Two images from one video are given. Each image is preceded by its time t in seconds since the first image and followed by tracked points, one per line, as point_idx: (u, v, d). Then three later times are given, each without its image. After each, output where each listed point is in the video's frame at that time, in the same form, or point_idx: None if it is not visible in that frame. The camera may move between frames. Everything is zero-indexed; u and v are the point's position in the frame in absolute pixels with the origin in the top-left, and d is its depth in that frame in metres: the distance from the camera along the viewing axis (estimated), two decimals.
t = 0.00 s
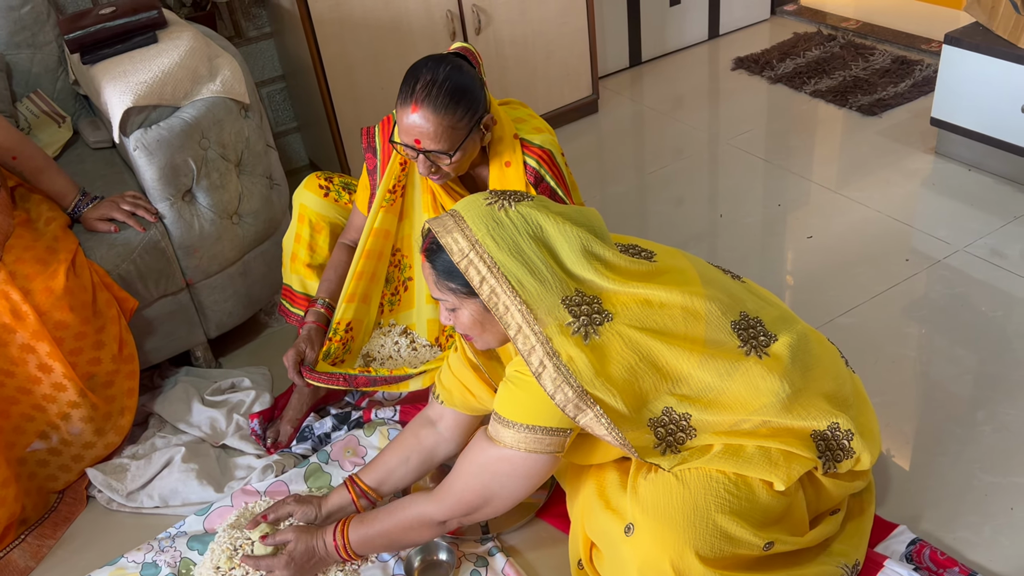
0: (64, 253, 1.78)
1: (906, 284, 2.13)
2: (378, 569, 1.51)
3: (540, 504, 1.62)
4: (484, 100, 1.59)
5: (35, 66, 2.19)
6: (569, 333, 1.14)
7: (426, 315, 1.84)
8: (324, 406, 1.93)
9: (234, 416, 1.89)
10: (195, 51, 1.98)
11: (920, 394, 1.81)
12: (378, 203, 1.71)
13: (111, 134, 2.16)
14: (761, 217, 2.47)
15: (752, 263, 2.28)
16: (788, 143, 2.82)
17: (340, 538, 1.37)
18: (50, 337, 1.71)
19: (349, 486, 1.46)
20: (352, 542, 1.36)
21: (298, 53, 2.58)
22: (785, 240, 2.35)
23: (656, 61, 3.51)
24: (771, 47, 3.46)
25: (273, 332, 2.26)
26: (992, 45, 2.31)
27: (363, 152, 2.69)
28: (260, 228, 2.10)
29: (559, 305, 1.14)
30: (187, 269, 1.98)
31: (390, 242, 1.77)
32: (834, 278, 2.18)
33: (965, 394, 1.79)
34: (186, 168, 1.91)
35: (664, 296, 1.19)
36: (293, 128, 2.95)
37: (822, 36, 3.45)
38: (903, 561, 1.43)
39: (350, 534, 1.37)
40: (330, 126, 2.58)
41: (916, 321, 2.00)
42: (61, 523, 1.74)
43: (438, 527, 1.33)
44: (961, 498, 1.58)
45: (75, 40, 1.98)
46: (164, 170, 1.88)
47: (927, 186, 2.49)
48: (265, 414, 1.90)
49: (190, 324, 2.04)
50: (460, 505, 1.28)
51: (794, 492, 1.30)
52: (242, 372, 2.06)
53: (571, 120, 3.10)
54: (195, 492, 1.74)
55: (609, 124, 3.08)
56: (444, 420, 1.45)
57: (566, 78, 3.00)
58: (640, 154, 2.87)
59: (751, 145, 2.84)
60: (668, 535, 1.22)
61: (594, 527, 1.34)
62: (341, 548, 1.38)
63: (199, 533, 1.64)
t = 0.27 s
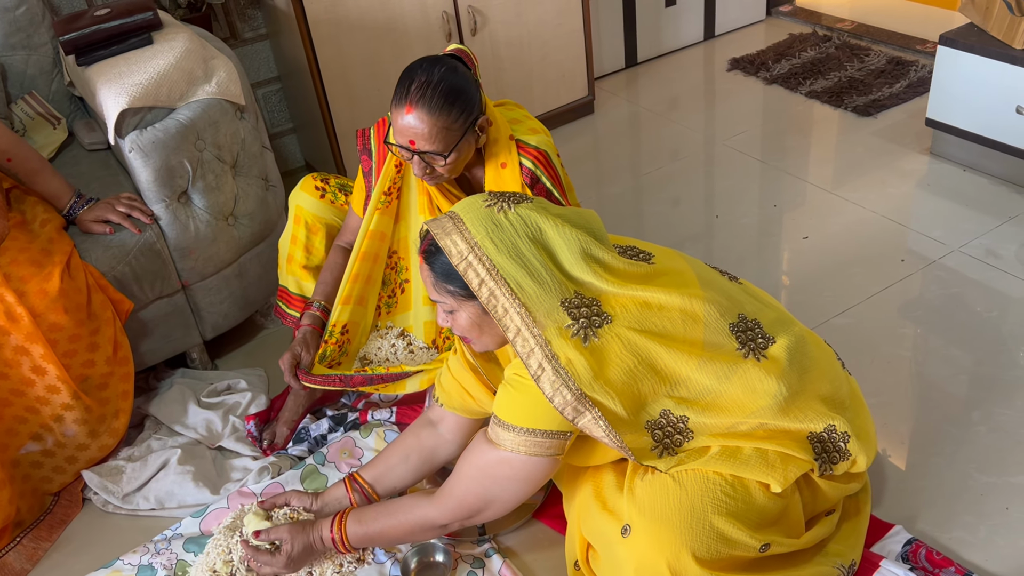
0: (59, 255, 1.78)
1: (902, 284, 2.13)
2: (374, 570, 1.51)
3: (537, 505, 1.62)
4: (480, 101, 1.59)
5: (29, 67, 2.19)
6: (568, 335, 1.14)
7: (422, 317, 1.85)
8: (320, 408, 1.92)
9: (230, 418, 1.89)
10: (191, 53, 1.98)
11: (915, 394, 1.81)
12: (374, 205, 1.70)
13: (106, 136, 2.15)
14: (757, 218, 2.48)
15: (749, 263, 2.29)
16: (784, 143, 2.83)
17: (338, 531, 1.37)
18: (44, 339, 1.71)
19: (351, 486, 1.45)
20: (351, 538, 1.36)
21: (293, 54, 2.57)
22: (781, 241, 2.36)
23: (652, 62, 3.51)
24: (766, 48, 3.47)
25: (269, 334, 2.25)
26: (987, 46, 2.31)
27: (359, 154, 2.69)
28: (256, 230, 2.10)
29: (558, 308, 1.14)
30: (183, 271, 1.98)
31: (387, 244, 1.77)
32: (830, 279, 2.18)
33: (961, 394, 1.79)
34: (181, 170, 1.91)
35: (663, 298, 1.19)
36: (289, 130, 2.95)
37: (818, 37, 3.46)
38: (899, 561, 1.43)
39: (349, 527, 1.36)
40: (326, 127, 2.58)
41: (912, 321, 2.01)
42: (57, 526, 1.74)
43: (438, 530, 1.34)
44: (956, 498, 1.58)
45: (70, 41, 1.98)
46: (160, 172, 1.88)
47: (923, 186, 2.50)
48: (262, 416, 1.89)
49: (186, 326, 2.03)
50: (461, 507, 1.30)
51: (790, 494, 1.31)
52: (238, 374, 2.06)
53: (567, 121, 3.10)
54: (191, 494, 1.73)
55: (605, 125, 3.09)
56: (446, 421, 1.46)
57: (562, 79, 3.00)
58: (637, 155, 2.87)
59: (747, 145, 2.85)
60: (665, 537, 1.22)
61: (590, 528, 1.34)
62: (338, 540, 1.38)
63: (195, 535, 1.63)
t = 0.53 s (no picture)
0: (53, 257, 1.77)
1: (898, 284, 2.13)
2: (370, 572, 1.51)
3: (533, 507, 1.62)
4: (477, 102, 1.59)
5: (23, 68, 2.18)
6: (578, 331, 1.13)
7: (424, 317, 1.82)
8: (315, 410, 1.91)
9: (225, 420, 1.88)
10: (185, 53, 1.97)
11: (911, 394, 1.81)
12: (371, 203, 1.70)
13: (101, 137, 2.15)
14: (753, 218, 2.48)
15: (745, 264, 2.29)
16: (779, 143, 2.83)
17: (340, 521, 1.37)
18: (38, 341, 1.70)
19: (355, 476, 1.46)
20: (354, 529, 1.37)
21: (288, 55, 2.57)
22: (777, 241, 2.36)
23: (647, 62, 3.51)
24: (762, 48, 3.47)
25: (265, 335, 2.25)
26: (982, 46, 2.31)
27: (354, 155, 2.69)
28: (251, 231, 2.10)
29: (569, 303, 1.13)
30: (177, 272, 1.97)
31: (385, 244, 1.77)
32: (825, 279, 2.18)
33: (957, 393, 1.79)
34: (176, 171, 1.90)
35: (673, 298, 1.19)
36: (284, 130, 2.94)
37: (813, 37, 3.46)
38: (896, 561, 1.43)
39: (351, 518, 1.37)
40: (322, 128, 2.58)
41: (908, 321, 2.01)
42: (51, 528, 1.73)
43: (447, 526, 1.33)
44: (952, 498, 1.58)
45: (63, 43, 1.97)
46: (155, 173, 1.87)
47: (918, 186, 2.50)
48: (257, 417, 1.88)
49: (181, 328, 2.03)
50: (469, 504, 1.29)
51: (790, 499, 1.31)
52: (234, 376, 2.05)
53: (563, 121, 3.10)
54: (186, 496, 1.73)
55: (601, 125, 3.09)
56: (452, 415, 1.45)
57: (558, 79, 3.00)
58: (633, 155, 2.87)
59: (742, 146, 2.85)
60: (666, 540, 1.23)
61: (588, 528, 1.34)
62: (340, 529, 1.38)
63: (191, 537, 1.63)
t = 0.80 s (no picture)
0: (48, 258, 1.77)
1: (893, 284, 2.14)
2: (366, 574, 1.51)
3: (529, 508, 1.62)
4: (474, 102, 1.59)
5: (18, 70, 2.18)
6: (609, 311, 1.12)
7: (419, 318, 1.83)
8: (312, 410, 1.91)
9: (221, 421, 1.88)
10: (180, 55, 1.97)
11: (907, 394, 1.81)
12: (369, 205, 1.70)
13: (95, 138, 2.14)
14: (748, 218, 2.48)
15: (741, 264, 2.29)
16: (775, 144, 2.83)
17: (346, 494, 1.34)
18: (33, 343, 1.69)
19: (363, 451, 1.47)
20: (360, 503, 1.34)
21: (283, 56, 2.57)
22: (773, 241, 2.36)
23: (643, 63, 3.51)
24: (757, 48, 3.48)
25: (260, 337, 2.24)
26: (976, 46, 2.32)
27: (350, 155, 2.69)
28: (246, 232, 2.09)
29: (602, 282, 1.12)
30: (173, 273, 1.97)
31: (381, 245, 1.76)
32: (821, 279, 2.19)
33: (952, 393, 1.80)
34: (171, 172, 1.90)
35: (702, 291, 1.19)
36: (280, 131, 2.94)
37: (808, 38, 3.47)
38: (892, 560, 1.44)
39: (357, 491, 1.34)
40: (317, 129, 2.57)
41: (903, 321, 2.01)
42: (47, 531, 1.72)
43: (458, 505, 1.31)
44: (948, 497, 1.58)
45: (58, 44, 1.97)
46: (150, 174, 1.87)
47: (913, 186, 2.50)
48: (252, 419, 1.89)
49: (177, 329, 2.02)
50: (485, 485, 1.26)
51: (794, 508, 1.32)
52: (229, 377, 2.05)
53: (559, 122, 3.11)
54: (182, 497, 1.72)
55: (596, 126, 3.09)
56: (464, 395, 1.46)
57: (553, 80, 3.00)
58: (628, 156, 2.87)
59: (737, 146, 2.85)
60: (672, 542, 1.23)
61: (591, 526, 1.33)
62: (345, 503, 1.35)
63: (187, 539, 1.62)
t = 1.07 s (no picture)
0: (43, 261, 1.76)
1: (890, 285, 2.13)
2: None
3: (526, 510, 1.61)
4: (474, 99, 1.58)
5: (12, 72, 2.17)
6: (649, 280, 1.10)
7: (423, 314, 1.79)
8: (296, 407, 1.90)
9: (208, 420, 1.87)
10: (175, 57, 1.96)
11: (904, 395, 1.81)
12: (373, 203, 1.70)
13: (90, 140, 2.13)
14: (745, 219, 2.48)
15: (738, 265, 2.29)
16: (771, 145, 2.83)
17: (353, 423, 1.29)
18: (28, 346, 1.69)
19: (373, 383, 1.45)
20: (368, 435, 1.29)
21: (279, 58, 2.56)
22: (770, 243, 2.36)
23: (639, 65, 3.51)
24: (753, 50, 3.48)
25: (256, 339, 2.24)
26: (972, 47, 2.32)
27: (346, 157, 2.68)
28: (242, 234, 2.09)
29: (644, 250, 1.10)
30: (168, 276, 1.96)
31: (385, 243, 1.76)
32: (818, 280, 2.19)
33: (949, 394, 1.80)
34: (166, 174, 1.89)
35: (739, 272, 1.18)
36: (276, 133, 2.93)
37: (804, 39, 3.47)
38: (889, 562, 1.43)
39: (367, 422, 1.29)
40: (313, 131, 2.57)
41: (899, 322, 2.01)
42: (41, 535, 1.71)
43: (465, 449, 1.28)
44: (946, 499, 1.58)
45: (52, 46, 1.96)
46: (144, 177, 1.86)
47: (909, 187, 2.51)
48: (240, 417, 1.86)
49: (172, 332, 2.01)
50: (498, 435, 1.24)
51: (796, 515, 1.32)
52: (220, 379, 2.04)
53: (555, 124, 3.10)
54: (173, 499, 1.71)
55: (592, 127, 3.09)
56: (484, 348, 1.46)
57: (550, 82, 3.00)
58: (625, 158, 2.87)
59: (734, 148, 2.85)
60: (675, 546, 1.22)
61: (591, 526, 1.33)
62: (352, 434, 1.30)
63: (182, 543, 1.62)
